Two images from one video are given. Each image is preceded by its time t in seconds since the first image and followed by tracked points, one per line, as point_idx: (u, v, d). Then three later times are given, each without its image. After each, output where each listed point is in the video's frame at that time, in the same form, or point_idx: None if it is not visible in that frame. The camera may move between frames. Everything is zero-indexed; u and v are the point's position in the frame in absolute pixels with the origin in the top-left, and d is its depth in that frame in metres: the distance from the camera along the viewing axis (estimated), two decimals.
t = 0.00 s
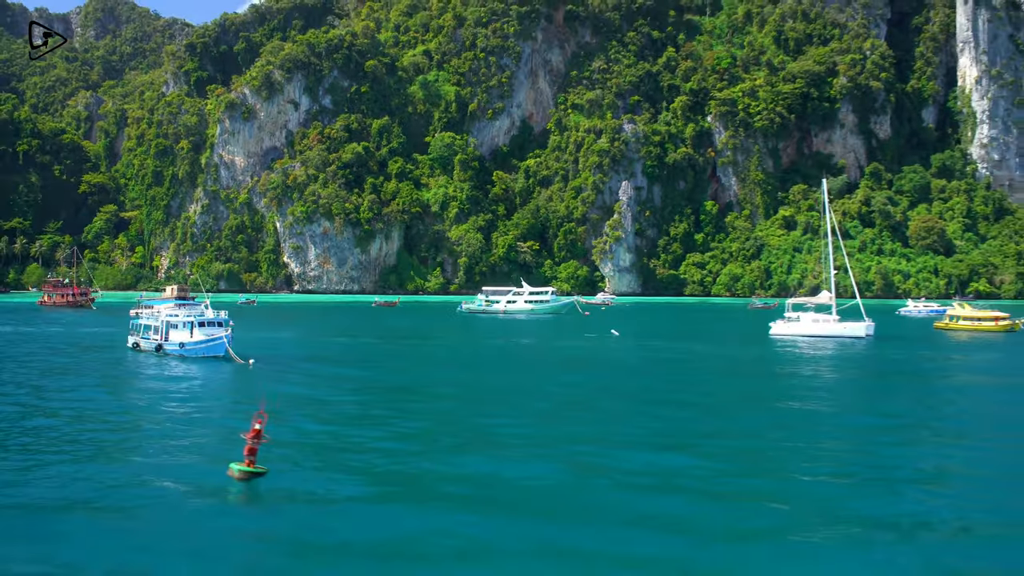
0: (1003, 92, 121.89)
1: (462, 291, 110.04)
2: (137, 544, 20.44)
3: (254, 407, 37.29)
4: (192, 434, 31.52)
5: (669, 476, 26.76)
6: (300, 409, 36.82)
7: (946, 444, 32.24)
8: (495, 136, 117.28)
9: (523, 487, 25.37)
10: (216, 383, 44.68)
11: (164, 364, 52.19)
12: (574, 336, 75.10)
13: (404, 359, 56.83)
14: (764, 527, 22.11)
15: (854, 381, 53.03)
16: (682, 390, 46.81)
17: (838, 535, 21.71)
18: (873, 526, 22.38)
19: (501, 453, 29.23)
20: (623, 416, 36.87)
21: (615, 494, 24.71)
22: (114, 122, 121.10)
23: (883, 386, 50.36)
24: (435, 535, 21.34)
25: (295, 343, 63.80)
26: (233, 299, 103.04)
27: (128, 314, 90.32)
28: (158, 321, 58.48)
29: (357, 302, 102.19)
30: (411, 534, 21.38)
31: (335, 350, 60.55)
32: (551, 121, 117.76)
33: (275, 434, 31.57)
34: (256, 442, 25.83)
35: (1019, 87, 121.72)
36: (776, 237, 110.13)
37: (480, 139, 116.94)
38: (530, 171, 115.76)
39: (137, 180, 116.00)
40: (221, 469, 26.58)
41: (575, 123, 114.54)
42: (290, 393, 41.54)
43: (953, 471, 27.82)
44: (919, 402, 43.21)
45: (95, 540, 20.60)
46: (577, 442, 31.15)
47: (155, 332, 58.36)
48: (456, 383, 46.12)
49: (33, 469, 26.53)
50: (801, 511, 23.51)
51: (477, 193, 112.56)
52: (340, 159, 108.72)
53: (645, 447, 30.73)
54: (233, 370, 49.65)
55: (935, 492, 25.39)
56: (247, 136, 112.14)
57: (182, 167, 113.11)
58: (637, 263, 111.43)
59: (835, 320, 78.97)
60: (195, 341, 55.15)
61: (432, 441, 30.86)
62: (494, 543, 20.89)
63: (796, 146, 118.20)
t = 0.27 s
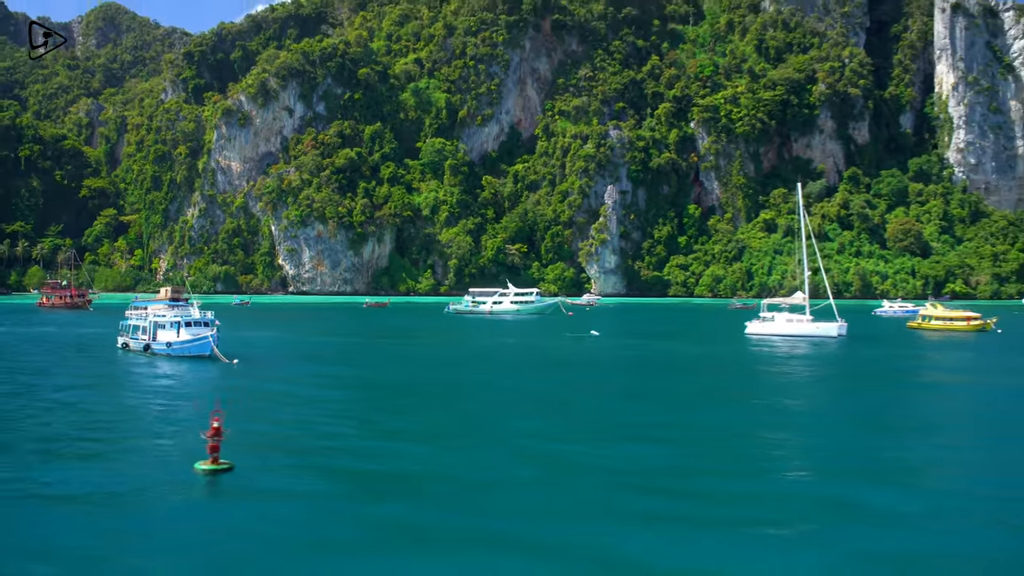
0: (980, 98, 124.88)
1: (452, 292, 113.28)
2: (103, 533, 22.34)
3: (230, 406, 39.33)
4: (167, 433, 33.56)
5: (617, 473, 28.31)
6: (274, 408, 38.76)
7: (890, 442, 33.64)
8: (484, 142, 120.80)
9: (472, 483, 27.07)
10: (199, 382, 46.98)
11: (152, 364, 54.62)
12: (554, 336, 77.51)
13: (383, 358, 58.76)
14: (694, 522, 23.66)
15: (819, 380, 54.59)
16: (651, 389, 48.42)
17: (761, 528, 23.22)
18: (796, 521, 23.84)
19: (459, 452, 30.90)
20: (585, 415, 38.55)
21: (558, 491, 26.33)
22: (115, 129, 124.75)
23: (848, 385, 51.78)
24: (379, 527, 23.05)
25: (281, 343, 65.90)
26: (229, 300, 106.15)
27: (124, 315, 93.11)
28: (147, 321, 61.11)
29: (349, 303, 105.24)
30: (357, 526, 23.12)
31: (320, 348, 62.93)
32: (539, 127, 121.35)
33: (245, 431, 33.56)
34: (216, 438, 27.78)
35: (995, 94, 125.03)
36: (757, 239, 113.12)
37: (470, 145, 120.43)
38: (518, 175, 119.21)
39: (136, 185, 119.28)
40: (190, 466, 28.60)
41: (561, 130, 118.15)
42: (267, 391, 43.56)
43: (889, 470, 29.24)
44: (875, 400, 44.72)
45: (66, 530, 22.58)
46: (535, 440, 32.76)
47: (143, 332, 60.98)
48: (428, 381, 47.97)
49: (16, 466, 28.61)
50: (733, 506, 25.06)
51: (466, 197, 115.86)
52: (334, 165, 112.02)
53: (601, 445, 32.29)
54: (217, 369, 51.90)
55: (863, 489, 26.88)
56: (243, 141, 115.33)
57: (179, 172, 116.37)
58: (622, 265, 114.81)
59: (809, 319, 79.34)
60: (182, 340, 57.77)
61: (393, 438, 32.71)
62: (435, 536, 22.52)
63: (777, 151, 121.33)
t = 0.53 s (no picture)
0: (946, 110, 131.01)
1: (443, 297, 119.15)
2: (81, 512, 25.18)
3: (212, 406, 42.34)
4: (151, 431, 36.58)
5: (566, 468, 30.54)
6: (252, 406, 41.79)
7: (829, 440, 35.88)
8: (474, 154, 127.06)
9: (425, 474, 29.51)
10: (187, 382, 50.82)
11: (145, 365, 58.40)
12: (532, 339, 81.82)
13: (364, 362, 61.89)
14: (625, 508, 25.93)
15: (778, 379, 57.19)
16: (617, 390, 50.96)
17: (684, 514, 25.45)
18: (718, 509, 26.07)
19: (420, 449, 33.22)
20: (547, 415, 40.95)
21: (506, 482, 28.66)
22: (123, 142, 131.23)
23: (807, 385, 54.15)
24: (331, 511, 25.53)
25: (269, 347, 69.29)
26: (230, 305, 111.74)
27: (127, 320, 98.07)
28: (142, 325, 65.20)
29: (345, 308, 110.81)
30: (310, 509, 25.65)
31: (306, 352, 66.99)
32: (526, 139, 127.78)
33: (221, 429, 36.50)
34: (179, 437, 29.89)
35: (961, 106, 130.85)
36: (734, 246, 118.73)
37: (461, 156, 126.60)
38: (507, 185, 125.41)
39: (143, 196, 125.30)
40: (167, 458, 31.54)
41: (547, 142, 124.46)
42: (248, 393, 46.63)
43: (818, 463, 31.47)
44: (823, 401, 47.25)
45: (50, 511, 25.52)
46: (496, 440, 35.07)
47: (138, 335, 64.99)
48: (402, 383, 50.91)
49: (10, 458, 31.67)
50: (663, 495, 27.33)
51: (457, 206, 121.86)
52: (330, 176, 117.68)
53: (557, 443, 34.54)
54: (206, 371, 55.82)
55: (788, 481, 29.09)
56: (244, 153, 121.08)
57: (184, 183, 122.28)
58: (606, 270, 120.82)
59: (776, 321, 81.41)
60: (175, 342, 61.75)
61: (357, 435, 35.38)
62: (383, 519, 24.91)
63: (752, 163, 126.94)
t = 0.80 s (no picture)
0: (920, 122, 131.23)
1: (438, 302, 124.45)
2: (85, 487, 28.39)
3: (218, 401, 46.30)
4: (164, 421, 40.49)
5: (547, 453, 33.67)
6: (245, 404, 45.23)
7: (793, 433, 38.84)
8: (468, 165, 132.81)
9: (412, 456, 32.87)
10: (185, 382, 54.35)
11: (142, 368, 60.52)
12: (518, 344, 85.70)
13: (358, 365, 65.85)
14: (596, 485, 28.93)
15: (751, 380, 60.49)
16: (600, 390, 54.33)
17: (646, 490, 28.48)
18: (677, 484, 29.22)
19: (410, 438, 36.52)
20: (527, 412, 44.44)
21: (487, 463, 31.84)
22: (133, 155, 137.37)
23: (780, 385, 57.36)
24: (327, 482, 28.89)
25: (269, 350, 73.37)
26: (233, 309, 116.87)
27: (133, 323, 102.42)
28: (140, 329, 67.33)
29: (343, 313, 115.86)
30: (308, 479, 29.18)
31: (300, 355, 70.72)
32: (517, 152, 133.74)
33: (227, 421, 40.36)
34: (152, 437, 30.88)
35: (935, 118, 130.92)
36: (716, 254, 123.98)
37: (455, 168, 132.30)
38: (499, 196, 131.17)
39: (151, 206, 131.13)
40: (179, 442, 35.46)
41: (538, 154, 130.33)
42: (252, 390, 50.59)
43: (776, 451, 34.55)
44: (788, 399, 50.56)
45: (64, 482, 29.07)
46: (483, 431, 38.28)
47: (136, 338, 67.12)
48: (392, 385, 54.70)
49: (40, 440, 35.63)
50: (632, 475, 30.38)
51: (451, 215, 127.39)
52: (330, 186, 123.24)
53: (539, 434, 37.79)
54: (203, 371, 59.40)
55: (745, 463, 32.21)
56: (247, 165, 126.68)
57: (190, 194, 128.03)
58: (594, 276, 126.26)
59: (752, 326, 86.70)
60: (170, 346, 63.74)
61: (350, 426, 39.06)
62: (376, 489, 28.16)
63: (733, 173, 132.75)
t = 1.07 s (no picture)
0: (910, 131, 132.31)
1: (436, 307, 126.49)
2: (72, 489, 29.69)
3: (212, 406, 47.95)
4: (158, 424, 42.16)
5: (529, 459, 35.01)
6: (233, 409, 46.59)
7: (769, 438, 40.19)
8: (466, 172, 135.15)
9: (396, 459, 34.32)
10: (176, 386, 55.70)
11: (133, 371, 61.96)
12: (508, 348, 87.17)
13: (349, 369, 67.44)
14: (572, 490, 30.28)
15: (733, 384, 61.94)
16: (586, 395, 55.64)
17: (619, 494, 29.84)
18: (650, 489, 30.54)
19: (397, 442, 37.96)
20: (511, 417, 45.94)
21: (469, 467, 33.18)
22: (136, 161, 139.49)
23: (763, 390, 58.81)
24: (313, 484, 30.36)
25: (264, 355, 75.07)
26: (233, 314, 118.71)
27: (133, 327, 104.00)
28: (133, 333, 68.77)
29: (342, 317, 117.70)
30: (295, 481, 30.66)
31: (292, 360, 72.12)
32: (515, 159, 136.18)
33: (219, 424, 41.99)
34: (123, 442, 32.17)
35: (925, 127, 132.10)
36: (709, 259, 126.00)
37: (453, 175, 134.52)
38: (496, 202, 133.46)
39: (154, 212, 133.31)
40: (174, 444, 37.08)
41: (535, 161, 132.78)
42: (242, 395, 51.98)
43: (750, 456, 35.91)
44: (767, 403, 52.07)
45: (52, 484, 30.34)
46: (468, 436, 39.69)
47: (129, 342, 68.59)
48: (382, 389, 56.30)
49: (40, 442, 37.28)
50: (608, 480, 31.73)
51: (449, 221, 129.54)
52: (330, 193, 125.56)
53: (522, 439, 39.16)
54: (196, 375, 60.77)
55: (717, 468, 33.57)
56: (249, 172, 128.77)
57: (193, 200, 130.24)
58: (589, 281, 128.37)
59: (738, 329, 88.67)
60: (161, 350, 65.04)
61: (338, 429, 40.63)
62: (361, 491, 29.54)
63: (727, 180, 135.05)
